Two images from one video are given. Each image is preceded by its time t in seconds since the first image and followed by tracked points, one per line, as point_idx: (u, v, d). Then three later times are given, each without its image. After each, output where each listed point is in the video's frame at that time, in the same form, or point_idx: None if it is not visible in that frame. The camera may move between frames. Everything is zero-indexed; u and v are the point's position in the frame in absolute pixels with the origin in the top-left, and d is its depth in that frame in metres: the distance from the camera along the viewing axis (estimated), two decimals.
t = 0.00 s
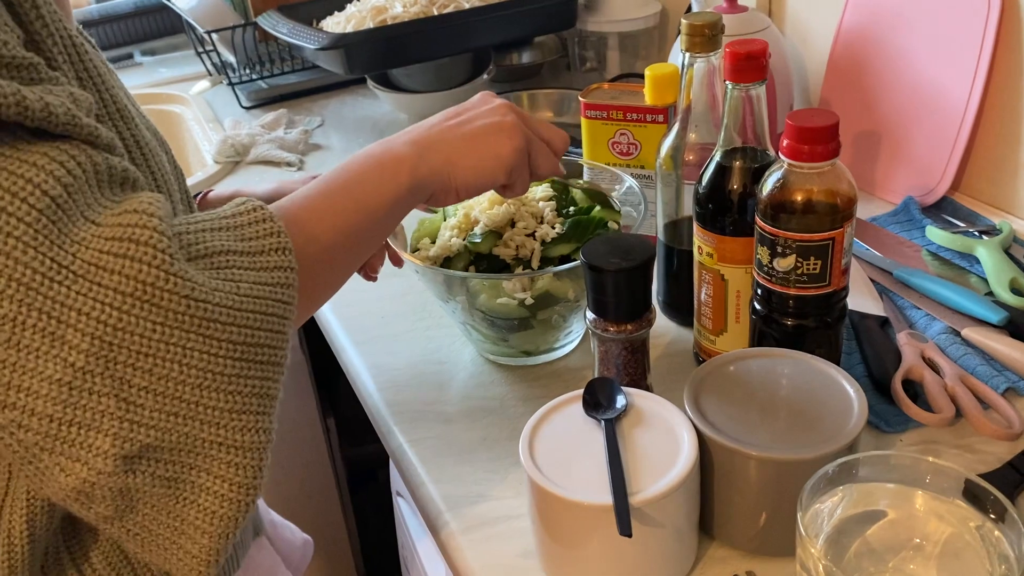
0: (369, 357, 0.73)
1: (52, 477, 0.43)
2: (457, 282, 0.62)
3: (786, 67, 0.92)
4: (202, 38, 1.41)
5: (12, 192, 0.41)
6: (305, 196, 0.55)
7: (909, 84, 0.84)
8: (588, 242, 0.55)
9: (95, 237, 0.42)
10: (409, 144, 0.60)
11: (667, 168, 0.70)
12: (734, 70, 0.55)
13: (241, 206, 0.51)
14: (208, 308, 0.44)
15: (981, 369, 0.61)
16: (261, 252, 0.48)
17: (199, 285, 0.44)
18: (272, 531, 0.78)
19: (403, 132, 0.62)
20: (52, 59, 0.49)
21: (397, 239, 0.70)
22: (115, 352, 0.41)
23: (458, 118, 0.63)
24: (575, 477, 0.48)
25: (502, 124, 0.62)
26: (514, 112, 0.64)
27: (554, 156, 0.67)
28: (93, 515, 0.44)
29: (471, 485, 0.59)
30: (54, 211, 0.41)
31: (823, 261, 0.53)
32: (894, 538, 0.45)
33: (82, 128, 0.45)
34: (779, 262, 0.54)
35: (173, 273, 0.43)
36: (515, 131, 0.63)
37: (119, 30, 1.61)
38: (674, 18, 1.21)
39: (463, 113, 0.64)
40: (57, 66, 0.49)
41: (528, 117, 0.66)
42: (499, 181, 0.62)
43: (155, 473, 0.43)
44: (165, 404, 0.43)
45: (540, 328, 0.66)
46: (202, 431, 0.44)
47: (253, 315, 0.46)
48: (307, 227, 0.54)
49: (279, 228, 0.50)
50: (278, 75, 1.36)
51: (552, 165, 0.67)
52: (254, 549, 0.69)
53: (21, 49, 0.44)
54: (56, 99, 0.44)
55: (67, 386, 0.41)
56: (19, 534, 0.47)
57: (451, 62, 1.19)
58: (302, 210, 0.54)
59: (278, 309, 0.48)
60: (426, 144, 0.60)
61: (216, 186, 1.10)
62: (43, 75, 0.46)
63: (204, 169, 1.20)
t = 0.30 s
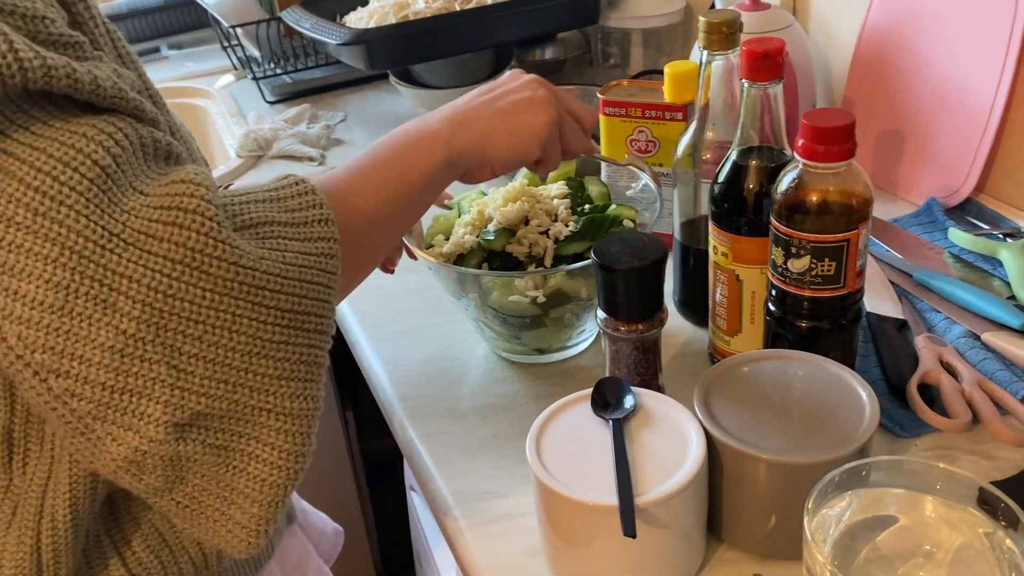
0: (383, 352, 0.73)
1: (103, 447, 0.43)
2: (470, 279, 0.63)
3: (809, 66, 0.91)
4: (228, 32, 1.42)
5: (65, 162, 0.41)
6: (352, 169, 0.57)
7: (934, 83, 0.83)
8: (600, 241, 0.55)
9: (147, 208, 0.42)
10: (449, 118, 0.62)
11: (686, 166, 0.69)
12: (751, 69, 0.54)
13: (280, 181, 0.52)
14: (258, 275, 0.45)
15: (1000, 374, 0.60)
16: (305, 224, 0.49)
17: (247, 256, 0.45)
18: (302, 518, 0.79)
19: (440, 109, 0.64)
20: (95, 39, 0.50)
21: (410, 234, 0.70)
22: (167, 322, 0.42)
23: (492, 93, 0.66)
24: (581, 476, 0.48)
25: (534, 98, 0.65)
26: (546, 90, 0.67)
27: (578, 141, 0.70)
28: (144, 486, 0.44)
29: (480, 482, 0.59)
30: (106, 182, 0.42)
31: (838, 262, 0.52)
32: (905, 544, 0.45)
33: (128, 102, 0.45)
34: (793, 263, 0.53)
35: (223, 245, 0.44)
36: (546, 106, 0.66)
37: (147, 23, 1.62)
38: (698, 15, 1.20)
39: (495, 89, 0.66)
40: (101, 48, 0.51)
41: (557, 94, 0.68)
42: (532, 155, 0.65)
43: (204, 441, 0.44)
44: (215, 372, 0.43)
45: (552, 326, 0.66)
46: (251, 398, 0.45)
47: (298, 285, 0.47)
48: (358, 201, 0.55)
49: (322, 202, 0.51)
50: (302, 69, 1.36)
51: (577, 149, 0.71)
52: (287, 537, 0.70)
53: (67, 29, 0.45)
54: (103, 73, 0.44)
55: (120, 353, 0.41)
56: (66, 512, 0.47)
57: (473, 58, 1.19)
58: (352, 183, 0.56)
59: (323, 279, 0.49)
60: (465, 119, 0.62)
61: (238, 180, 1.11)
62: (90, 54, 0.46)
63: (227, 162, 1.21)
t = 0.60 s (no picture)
0: (395, 348, 0.74)
1: (116, 446, 0.43)
2: (481, 278, 0.63)
3: (828, 65, 0.90)
4: (250, 29, 1.43)
5: (72, 161, 0.41)
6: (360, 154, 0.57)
7: (953, 84, 0.82)
8: (609, 240, 0.55)
9: (153, 206, 0.42)
10: (452, 99, 0.63)
11: (700, 166, 0.69)
12: (763, 69, 0.54)
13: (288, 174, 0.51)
14: (266, 272, 0.44)
15: (1013, 379, 0.59)
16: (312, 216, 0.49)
17: (254, 251, 0.44)
18: (325, 506, 0.80)
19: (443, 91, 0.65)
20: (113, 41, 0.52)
21: (423, 231, 0.71)
22: (175, 320, 0.42)
23: (495, 72, 0.66)
24: (584, 475, 0.48)
25: (536, 75, 0.66)
26: (547, 63, 0.67)
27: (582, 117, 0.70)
28: (157, 484, 0.45)
29: (488, 478, 0.59)
30: (112, 179, 0.42)
31: (847, 265, 0.52)
32: (908, 548, 0.44)
33: (139, 101, 0.45)
34: (802, 265, 0.53)
35: (229, 239, 0.43)
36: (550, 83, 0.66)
37: (172, 19, 1.64)
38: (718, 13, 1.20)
39: (499, 69, 0.67)
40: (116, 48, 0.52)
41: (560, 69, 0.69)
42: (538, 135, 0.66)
43: (216, 439, 0.44)
44: (224, 369, 0.44)
45: (563, 325, 0.67)
46: (261, 394, 0.45)
47: (307, 279, 0.47)
48: (367, 183, 0.56)
49: (327, 192, 0.50)
50: (323, 66, 1.37)
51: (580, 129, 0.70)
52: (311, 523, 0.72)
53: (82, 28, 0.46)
54: (111, 70, 0.44)
55: (130, 353, 0.41)
56: (99, 506, 0.48)
57: (492, 55, 1.19)
58: (360, 168, 0.56)
59: (332, 272, 0.48)
60: (469, 100, 0.63)
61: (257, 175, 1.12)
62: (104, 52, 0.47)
63: (248, 158, 1.22)
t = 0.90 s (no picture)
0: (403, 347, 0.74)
1: (195, 408, 0.42)
2: (489, 278, 0.63)
3: (846, 65, 0.89)
4: (267, 26, 1.43)
5: (121, 123, 0.40)
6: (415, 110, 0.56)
7: (972, 85, 0.81)
8: (616, 241, 0.55)
9: (208, 160, 0.42)
10: (510, 62, 0.61)
11: (712, 166, 0.68)
12: (774, 70, 0.53)
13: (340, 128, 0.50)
14: (326, 219, 0.44)
15: None
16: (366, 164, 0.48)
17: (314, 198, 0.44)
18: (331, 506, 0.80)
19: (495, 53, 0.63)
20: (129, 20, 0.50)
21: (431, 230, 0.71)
22: (243, 272, 0.41)
23: (549, 46, 0.65)
24: (587, 478, 0.48)
25: (586, 64, 0.65)
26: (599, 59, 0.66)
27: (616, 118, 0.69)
28: (241, 443, 0.44)
29: (493, 479, 0.59)
30: (164, 138, 0.41)
31: (858, 268, 0.51)
32: (917, 558, 0.44)
33: (175, 62, 0.45)
34: (812, 268, 0.52)
35: (287, 186, 0.43)
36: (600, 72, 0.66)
37: (190, 16, 1.65)
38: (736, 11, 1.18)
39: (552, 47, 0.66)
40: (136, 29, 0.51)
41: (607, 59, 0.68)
42: (579, 117, 0.65)
43: (295, 392, 0.43)
44: (296, 319, 0.43)
45: (571, 326, 0.66)
46: (334, 342, 0.44)
47: (371, 225, 0.46)
48: (425, 142, 0.54)
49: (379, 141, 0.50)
50: (339, 63, 1.37)
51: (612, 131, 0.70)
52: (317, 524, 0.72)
53: None
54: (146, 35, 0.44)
55: (198, 310, 0.41)
56: (96, 511, 0.49)
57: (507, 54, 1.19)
58: (416, 125, 0.55)
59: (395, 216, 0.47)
60: (524, 66, 0.62)
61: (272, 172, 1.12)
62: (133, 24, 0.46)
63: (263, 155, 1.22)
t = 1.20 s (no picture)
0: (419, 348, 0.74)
1: (228, 408, 0.44)
2: (505, 282, 0.63)
3: (863, 69, 0.89)
4: (285, 27, 1.45)
5: (145, 134, 0.41)
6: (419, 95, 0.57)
7: (989, 89, 0.81)
8: (631, 246, 0.55)
9: (230, 168, 0.43)
10: (498, 36, 0.63)
11: (727, 170, 0.68)
12: (790, 76, 0.54)
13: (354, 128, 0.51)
14: (349, 221, 0.45)
15: None
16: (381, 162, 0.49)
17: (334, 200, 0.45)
18: (345, 507, 0.81)
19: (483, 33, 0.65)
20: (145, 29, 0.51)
21: (448, 233, 0.72)
22: (271, 276, 0.43)
23: (536, 20, 0.67)
24: (601, 483, 0.48)
25: (575, 28, 0.67)
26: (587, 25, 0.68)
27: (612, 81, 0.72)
28: (271, 440, 0.46)
29: (507, 482, 0.59)
30: (186, 147, 0.42)
31: (872, 275, 0.51)
32: (929, 564, 0.44)
33: (194, 69, 0.46)
34: (826, 275, 0.53)
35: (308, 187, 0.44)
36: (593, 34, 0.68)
37: (209, 16, 1.66)
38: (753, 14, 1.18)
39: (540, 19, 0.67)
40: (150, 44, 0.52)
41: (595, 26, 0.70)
42: (577, 82, 0.67)
43: (322, 389, 0.45)
44: (323, 320, 0.44)
45: (585, 329, 0.67)
46: (358, 340, 0.45)
47: (389, 224, 0.47)
48: (434, 124, 0.56)
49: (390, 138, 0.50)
50: (357, 65, 1.38)
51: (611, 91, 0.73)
52: (332, 528, 0.73)
53: (122, 11, 0.46)
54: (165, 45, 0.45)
55: (226, 314, 0.42)
56: (114, 521, 0.50)
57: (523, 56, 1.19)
58: (422, 111, 0.56)
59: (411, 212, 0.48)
60: (514, 40, 0.63)
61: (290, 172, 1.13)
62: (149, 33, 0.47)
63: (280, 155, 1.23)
